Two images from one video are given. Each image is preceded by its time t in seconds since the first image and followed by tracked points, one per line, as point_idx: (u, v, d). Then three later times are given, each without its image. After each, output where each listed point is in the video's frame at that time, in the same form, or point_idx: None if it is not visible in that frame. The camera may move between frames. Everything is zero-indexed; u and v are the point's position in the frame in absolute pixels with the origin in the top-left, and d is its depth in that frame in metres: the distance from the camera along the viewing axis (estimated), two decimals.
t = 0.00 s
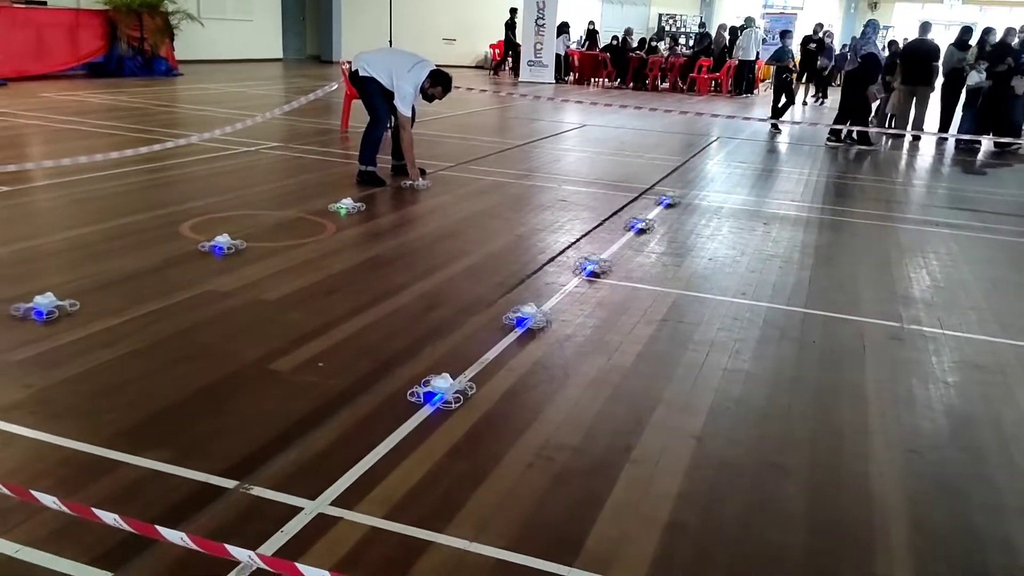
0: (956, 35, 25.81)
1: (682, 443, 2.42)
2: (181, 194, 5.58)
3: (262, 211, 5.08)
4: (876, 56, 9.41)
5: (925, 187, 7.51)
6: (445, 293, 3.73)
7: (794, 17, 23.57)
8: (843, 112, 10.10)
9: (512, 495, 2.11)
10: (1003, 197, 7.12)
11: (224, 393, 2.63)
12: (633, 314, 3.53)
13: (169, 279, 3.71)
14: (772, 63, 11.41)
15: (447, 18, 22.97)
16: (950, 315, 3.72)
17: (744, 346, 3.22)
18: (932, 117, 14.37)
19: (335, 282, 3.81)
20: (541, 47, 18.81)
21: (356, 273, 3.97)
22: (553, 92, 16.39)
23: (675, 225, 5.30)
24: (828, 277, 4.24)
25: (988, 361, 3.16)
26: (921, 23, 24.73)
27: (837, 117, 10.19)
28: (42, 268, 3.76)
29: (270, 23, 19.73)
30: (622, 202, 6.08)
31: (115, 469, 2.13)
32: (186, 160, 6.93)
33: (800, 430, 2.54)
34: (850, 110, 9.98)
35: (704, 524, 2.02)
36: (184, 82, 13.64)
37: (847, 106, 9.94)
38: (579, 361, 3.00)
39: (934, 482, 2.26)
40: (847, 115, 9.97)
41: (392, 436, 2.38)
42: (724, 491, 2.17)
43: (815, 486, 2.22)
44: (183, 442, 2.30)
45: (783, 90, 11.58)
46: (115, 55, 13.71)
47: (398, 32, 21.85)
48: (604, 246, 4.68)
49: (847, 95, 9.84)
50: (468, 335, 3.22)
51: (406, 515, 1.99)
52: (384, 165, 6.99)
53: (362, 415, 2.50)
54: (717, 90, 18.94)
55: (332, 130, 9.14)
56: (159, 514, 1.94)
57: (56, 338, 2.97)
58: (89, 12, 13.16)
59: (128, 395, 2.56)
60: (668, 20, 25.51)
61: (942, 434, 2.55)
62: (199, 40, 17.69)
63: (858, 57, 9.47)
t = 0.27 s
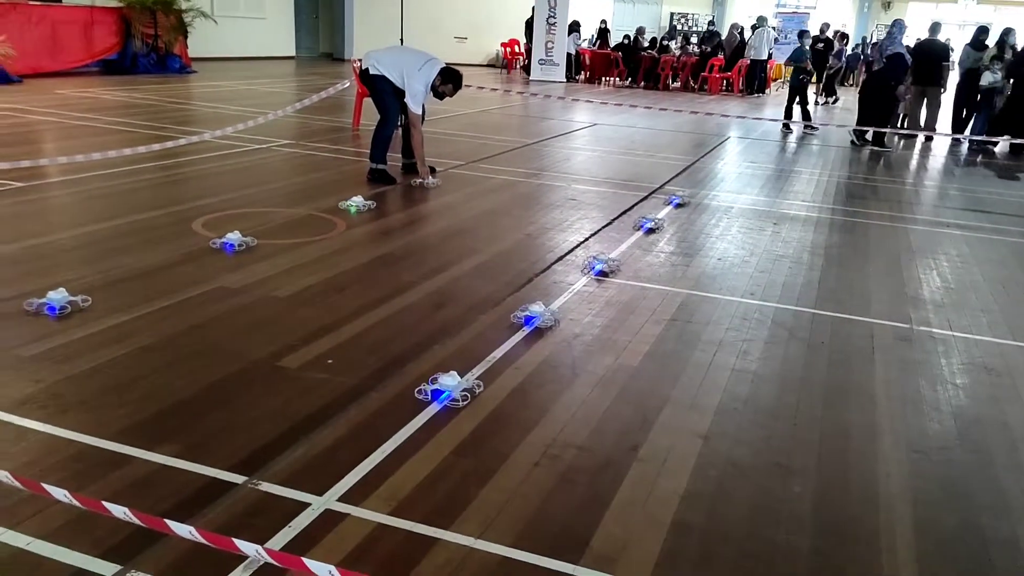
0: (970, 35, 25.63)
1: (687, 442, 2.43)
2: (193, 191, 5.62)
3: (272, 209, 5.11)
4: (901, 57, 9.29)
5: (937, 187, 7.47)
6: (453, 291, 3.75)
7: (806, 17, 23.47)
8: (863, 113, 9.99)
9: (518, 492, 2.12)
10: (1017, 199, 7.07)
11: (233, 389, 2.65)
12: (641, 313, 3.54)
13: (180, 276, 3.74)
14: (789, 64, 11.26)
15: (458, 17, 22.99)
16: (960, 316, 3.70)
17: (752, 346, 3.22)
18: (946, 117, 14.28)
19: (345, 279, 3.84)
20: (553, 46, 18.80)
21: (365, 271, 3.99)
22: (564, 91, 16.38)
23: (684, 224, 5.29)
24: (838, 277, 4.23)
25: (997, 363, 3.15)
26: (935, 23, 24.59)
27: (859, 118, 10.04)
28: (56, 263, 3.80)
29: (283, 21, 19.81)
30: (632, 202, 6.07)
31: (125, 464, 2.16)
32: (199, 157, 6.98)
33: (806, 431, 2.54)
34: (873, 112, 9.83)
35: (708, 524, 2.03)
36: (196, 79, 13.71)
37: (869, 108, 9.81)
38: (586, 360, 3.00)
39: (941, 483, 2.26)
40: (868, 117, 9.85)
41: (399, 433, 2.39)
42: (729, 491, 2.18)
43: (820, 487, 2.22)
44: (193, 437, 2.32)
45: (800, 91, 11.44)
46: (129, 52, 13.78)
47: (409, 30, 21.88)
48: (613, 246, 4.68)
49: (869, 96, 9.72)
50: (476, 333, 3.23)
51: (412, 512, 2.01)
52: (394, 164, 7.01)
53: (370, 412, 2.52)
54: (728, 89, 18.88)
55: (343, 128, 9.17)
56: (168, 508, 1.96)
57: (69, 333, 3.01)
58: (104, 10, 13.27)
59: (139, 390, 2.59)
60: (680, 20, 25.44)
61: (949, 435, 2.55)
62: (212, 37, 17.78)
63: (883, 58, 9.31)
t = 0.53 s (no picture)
0: (980, 33, 25.51)
1: (693, 440, 2.42)
2: (200, 187, 5.63)
3: (279, 205, 5.12)
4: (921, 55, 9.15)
5: (946, 186, 7.43)
6: (460, 288, 3.75)
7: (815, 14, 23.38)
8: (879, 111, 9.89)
9: (523, 489, 2.12)
10: None
11: (239, 384, 2.65)
12: (647, 310, 3.53)
13: (187, 271, 3.75)
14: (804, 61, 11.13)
15: (466, 14, 22.99)
16: (969, 315, 3.68)
17: (759, 344, 3.21)
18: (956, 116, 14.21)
19: (351, 275, 3.84)
20: (560, 43, 18.77)
21: (372, 268, 3.99)
22: (571, 88, 16.33)
23: (691, 222, 5.28)
24: (846, 276, 4.21)
25: (1005, 363, 3.14)
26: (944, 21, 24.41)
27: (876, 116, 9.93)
28: (64, 259, 3.81)
29: (290, 18, 19.85)
30: (639, 199, 6.06)
31: (132, 458, 2.16)
32: (206, 153, 6.99)
33: (813, 429, 2.53)
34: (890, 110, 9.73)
35: (714, 521, 2.02)
36: (204, 76, 13.74)
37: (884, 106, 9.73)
38: (592, 357, 3.00)
39: (948, 482, 2.25)
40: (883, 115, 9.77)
41: (404, 429, 2.39)
42: (735, 489, 2.17)
43: (826, 485, 2.21)
44: (199, 432, 2.33)
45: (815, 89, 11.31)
46: (137, 48, 13.82)
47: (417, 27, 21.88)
48: (620, 243, 4.67)
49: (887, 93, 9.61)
50: (481, 330, 3.23)
51: (417, 507, 2.01)
52: (401, 160, 7.02)
53: (376, 408, 2.52)
54: (736, 87, 18.83)
55: (350, 125, 9.18)
56: (174, 502, 1.97)
57: (76, 328, 3.02)
58: (112, 6, 13.34)
59: (145, 385, 2.60)
60: (688, 17, 25.33)
61: (958, 433, 2.54)
62: (220, 34, 17.82)
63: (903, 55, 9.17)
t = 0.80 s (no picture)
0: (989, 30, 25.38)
1: (697, 436, 2.41)
2: (206, 182, 5.64)
3: (284, 200, 5.12)
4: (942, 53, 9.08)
5: (956, 182, 7.38)
6: (464, 283, 3.74)
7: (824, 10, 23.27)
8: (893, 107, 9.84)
9: (525, 485, 2.12)
10: None
11: (243, 379, 2.65)
12: (653, 306, 3.52)
13: (193, 266, 3.75)
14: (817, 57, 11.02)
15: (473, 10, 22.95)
16: (976, 313, 3.66)
17: (764, 341, 3.19)
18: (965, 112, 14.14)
19: (356, 271, 3.84)
20: (568, 39, 18.72)
21: (376, 263, 3.99)
22: (578, 84, 16.27)
23: (697, 218, 5.26)
24: (853, 272, 4.18)
25: (1013, 360, 3.11)
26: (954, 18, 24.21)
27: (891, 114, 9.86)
28: (70, 253, 3.82)
29: (297, 14, 19.86)
30: (646, 195, 6.04)
31: (135, 451, 2.17)
32: (212, 149, 7.00)
33: (818, 426, 2.52)
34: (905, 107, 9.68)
35: (717, 518, 2.01)
36: (212, 71, 13.76)
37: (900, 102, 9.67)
38: (596, 353, 2.99)
39: (954, 480, 2.23)
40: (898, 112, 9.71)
41: (407, 424, 2.39)
42: (738, 485, 2.17)
43: (831, 482, 2.20)
44: (202, 426, 2.33)
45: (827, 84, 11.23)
46: (145, 44, 13.81)
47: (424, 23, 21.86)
48: (626, 239, 4.66)
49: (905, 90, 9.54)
50: (485, 325, 3.23)
51: (419, 502, 2.00)
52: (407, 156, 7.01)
53: (379, 403, 2.52)
54: (744, 83, 18.76)
55: (357, 121, 9.17)
56: (177, 495, 1.97)
57: (82, 322, 3.03)
58: (119, 2, 13.35)
59: (150, 379, 2.60)
60: (696, 13, 25.19)
61: (964, 431, 2.52)
62: (227, 30, 17.84)
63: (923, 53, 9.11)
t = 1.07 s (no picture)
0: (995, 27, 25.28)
1: (698, 434, 2.41)
2: (210, 180, 5.64)
3: (288, 198, 5.12)
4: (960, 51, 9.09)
5: (961, 181, 7.37)
6: (467, 281, 3.74)
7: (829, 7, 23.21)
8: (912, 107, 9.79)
9: (526, 483, 2.11)
10: None
11: (245, 376, 2.66)
12: (655, 305, 3.52)
13: (196, 263, 3.76)
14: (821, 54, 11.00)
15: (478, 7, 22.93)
16: (980, 311, 3.65)
17: (767, 340, 3.19)
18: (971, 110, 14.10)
19: (359, 268, 3.84)
20: (572, 36, 18.70)
21: (379, 261, 3.99)
22: (582, 82, 16.24)
23: (701, 216, 5.25)
24: (857, 272, 4.17)
25: (1016, 360, 3.10)
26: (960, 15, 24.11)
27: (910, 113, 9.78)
28: (74, 250, 3.83)
29: (302, 11, 19.86)
30: (649, 193, 6.03)
31: (136, 448, 2.17)
32: (216, 146, 7.00)
33: (819, 425, 2.51)
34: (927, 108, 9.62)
35: (717, 517, 2.01)
36: (217, 68, 13.77)
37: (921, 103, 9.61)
38: (598, 351, 2.99)
39: (956, 480, 2.22)
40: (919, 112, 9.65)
41: (409, 422, 2.39)
42: (739, 485, 2.16)
43: (833, 481, 2.20)
44: (204, 423, 2.33)
45: (833, 82, 11.19)
46: (150, 41, 13.84)
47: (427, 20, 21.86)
48: (629, 237, 4.65)
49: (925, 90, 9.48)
50: (488, 323, 3.22)
51: (420, 500, 2.00)
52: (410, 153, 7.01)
53: (380, 401, 2.52)
54: (749, 80, 18.72)
55: (361, 118, 9.17)
56: (178, 493, 1.97)
57: (85, 319, 3.03)
58: None
59: (151, 375, 2.61)
60: (701, 10, 25.13)
61: (965, 430, 2.51)
62: (231, 27, 17.86)
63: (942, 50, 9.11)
